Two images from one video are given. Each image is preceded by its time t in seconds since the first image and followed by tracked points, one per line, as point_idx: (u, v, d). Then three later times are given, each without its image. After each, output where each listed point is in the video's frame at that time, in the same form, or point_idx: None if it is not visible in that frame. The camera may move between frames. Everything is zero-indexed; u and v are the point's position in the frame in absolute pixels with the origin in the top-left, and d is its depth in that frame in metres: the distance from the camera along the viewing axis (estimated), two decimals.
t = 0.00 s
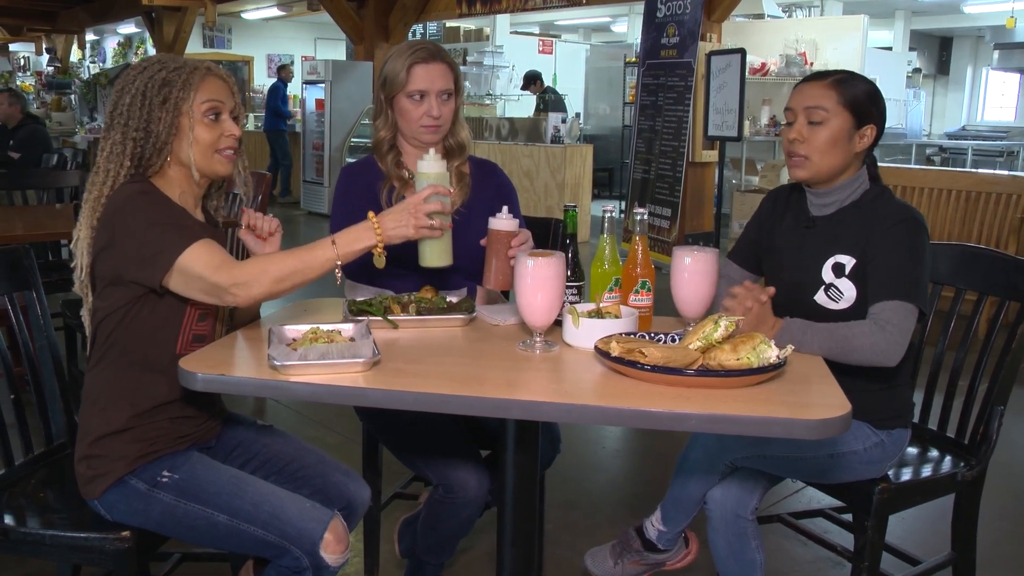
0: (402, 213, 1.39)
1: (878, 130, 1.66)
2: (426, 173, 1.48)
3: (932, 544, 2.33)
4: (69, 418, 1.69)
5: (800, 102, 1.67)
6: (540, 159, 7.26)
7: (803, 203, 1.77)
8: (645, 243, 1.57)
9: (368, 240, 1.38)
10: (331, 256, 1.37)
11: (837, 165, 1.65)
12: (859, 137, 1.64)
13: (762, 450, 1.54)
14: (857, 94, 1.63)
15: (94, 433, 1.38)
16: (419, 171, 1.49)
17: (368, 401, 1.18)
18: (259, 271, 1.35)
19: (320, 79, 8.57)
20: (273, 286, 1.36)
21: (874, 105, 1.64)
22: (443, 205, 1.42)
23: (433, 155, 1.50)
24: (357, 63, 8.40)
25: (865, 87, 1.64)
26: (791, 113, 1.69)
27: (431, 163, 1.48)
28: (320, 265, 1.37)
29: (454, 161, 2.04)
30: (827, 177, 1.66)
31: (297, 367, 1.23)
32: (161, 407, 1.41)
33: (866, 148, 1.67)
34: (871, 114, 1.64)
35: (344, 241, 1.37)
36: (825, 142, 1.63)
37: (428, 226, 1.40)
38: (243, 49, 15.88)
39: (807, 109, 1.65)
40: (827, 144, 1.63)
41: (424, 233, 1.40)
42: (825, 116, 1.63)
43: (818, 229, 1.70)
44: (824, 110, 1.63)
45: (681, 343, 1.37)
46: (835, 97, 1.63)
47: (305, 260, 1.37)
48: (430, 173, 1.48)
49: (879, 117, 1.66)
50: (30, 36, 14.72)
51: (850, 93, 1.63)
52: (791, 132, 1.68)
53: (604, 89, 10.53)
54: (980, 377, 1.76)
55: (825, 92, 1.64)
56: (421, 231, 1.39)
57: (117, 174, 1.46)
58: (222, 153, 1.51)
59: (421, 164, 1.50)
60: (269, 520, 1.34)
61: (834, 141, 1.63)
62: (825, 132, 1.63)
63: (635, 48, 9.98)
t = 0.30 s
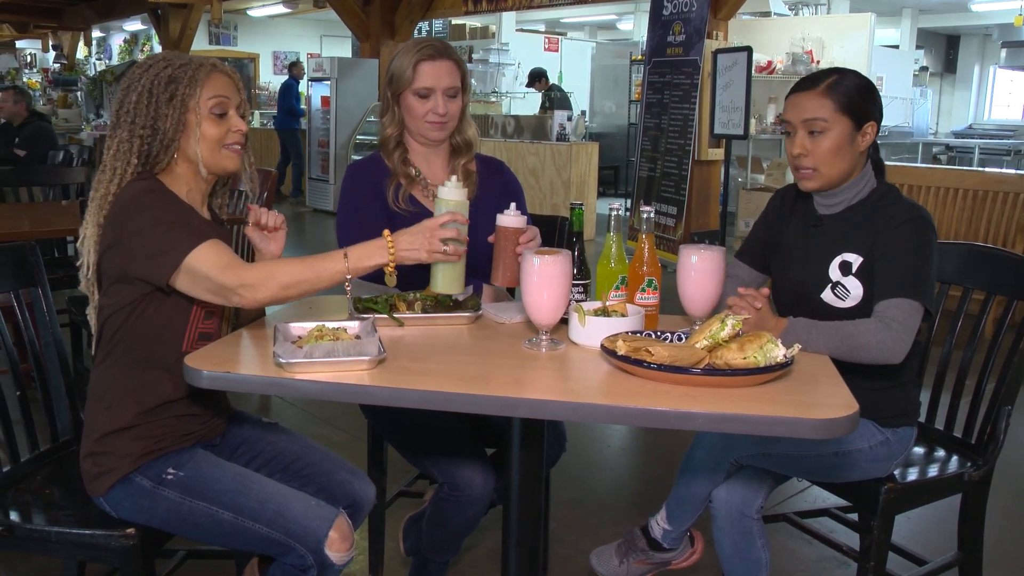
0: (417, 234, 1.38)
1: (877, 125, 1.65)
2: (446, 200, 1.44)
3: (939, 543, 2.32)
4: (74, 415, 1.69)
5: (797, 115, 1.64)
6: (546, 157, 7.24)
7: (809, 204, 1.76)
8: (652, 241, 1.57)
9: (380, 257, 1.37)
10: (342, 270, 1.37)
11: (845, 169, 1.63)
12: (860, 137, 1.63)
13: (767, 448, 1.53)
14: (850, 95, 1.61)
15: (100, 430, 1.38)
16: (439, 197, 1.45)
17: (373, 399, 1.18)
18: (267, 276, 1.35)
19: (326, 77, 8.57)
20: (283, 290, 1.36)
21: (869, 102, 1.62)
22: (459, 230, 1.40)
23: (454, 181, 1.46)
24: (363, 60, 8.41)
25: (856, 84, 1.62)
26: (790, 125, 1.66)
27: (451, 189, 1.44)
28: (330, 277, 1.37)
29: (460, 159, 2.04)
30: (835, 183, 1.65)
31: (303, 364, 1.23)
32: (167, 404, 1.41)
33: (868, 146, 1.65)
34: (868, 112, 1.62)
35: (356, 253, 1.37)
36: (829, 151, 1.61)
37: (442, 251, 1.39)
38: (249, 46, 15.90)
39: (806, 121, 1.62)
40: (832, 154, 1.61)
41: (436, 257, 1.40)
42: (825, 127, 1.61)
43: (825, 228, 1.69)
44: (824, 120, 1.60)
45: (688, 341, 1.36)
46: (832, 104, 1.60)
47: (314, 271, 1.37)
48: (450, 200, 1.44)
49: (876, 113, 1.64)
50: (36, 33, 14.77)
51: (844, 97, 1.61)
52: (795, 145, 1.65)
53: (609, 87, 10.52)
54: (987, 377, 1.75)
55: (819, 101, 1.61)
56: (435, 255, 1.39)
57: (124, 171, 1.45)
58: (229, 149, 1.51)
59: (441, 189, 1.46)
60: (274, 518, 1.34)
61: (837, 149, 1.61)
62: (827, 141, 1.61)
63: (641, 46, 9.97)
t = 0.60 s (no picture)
0: (429, 260, 1.35)
1: (885, 126, 1.64)
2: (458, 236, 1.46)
3: (939, 541, 2.32)
4: (74, 410, 1.69)
5: (808, 100, 1.65)
6: (545, 153, 7.23)
7: (811, 201, 1.76)
8: (652, 237, 1.57)
9: (391, 278, 1.37)
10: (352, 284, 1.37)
11: (846, 162, 1.63)
12: (865, 134, 1.63)
13: (768, 445, 1.53)
14: (862, 90, 1.62)
15: (101, 426, 1.38)
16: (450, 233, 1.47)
17: (373, 395, 1.18)
18: (275, 275, 1.36)
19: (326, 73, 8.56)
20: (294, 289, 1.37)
21: (881, 101, 1.62)
22: (472, 263, 1.37)
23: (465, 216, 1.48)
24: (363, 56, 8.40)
25: (872, 83, 1.63)
26: (798, 110, 1.67)
27: (462, 225, 1.46)
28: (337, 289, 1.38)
29: (460, 155, 2.03)
30: (836, 172, 1.65)
31: (303, 360, 1.23)
32: (168, 400, 1.41)
33: (873, 146, 1.65)
34: (878, 111, 1.62)
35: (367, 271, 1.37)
36: (832, 139, 1.61)
37: (452, 283, 1.36)
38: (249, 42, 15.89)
39: (813, 106, 1.64)
40: (833, 142, 1.62)
41: (446, 289, 1.36)
42: (833, 113, 1.61)
43: (827, 226, 1.68)
44: (832, 107, 1.61)
45: (688, 338, 1.36)
46: (843, 94, 1.61)
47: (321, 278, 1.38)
48: (461, 236, 1.45)
49: (887, 114, 1.64)
50: (36, 29, 14.75)
51: (856, 90, 1.61)
52: (800, 129, 1.66)
53: (610, 84, 10.51)
54: (988, 374, 1.75)
55: (832, 89, 1.63)
56: (444, 285, 1.36)
57: (126, 168, 1.45)
58: (230, 144, 1.51)
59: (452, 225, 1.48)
60: (274, 514, 1.34)
61: (841, 137, 1.61)
62: (832, 128, 1.62)
63: (642, 43, 9.96)
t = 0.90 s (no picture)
0: (428, 277, 1.34)
1: (884, 128, 1.65)
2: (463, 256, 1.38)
3: (936, 543, 2.32)
4: (71, 411, 1.69)
5: (806, 107, 1.65)
6: (544, 155, 7.24)
7: (811, 204, 1.76)
8: (650, 240, 1.57)
9: (389, 290, 1.36)
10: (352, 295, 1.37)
11: (847, 168, 1.63)
12: (866, 139, 1.63)
13: (765, 448, 1.53)
14: (860, 95, 1.62)
15: (99, 427, 1.38)
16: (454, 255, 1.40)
17: (371, 397, 1.18)
18: (272, 279, 1.36)
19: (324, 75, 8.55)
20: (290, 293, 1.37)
21: (879, 105, 1.63)
22: (471, 282, 1.36)
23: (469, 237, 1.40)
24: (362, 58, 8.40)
25: (870, 86, 1.63)
26: (798, 117, 1.67)
27: (468, 246, 1.38)
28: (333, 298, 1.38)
29: (457, 157, 2.04)
30: (837, 180, 1.65)
31: (301, 362, 1.23)
32: (167, 401, 1.41)
33: (874, 149, 1.66)
34: (877, 115, 1.63)
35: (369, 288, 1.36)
36: (833, 147, 1.62)
37: (450, 301, 1.34)
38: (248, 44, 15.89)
39: (813, 114, 1.64)
40: (836, 150, 1.62)
41: (442, 306, 1.34)
42: (832, 121, 1.62)
43: (827, 230, 1.69)
44: (831, 114, 1.62)
45: (686, 340, 1.36)
46: (842, 101, 1.61)
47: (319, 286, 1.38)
48: (465, 257, 1.38)
49: (885, 116, 1.65)
50: (34, 29, 14.73)
51: (854, 96, 1.62)
52: (800, 137, 1.66)
53: (608, 86, 10.52)
54: (984, 378, 1.75)
55: (830, 96, 1.63)
56: (441, 303, 1.34)
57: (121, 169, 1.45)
58: (226, 143, 1.51)
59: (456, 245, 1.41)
60: (272, 515, 1.33)
61: (842, 145, 1.61)
62: (833, 137, 1.61)
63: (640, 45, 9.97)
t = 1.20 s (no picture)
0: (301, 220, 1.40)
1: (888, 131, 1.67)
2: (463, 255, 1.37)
3: (935, 543, 2.33)
4: (71, 409, 1.68)
5: (819, 104, 1.64)
6: (543, 154, 7.24)
7: (810, 203, 1.76)
8: (649, 239, 1.57)
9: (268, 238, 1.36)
10: (234, 269, 1.34)
11: (855, 168, 1.64)
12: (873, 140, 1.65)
13: (763, 449, 1.53)
14: (872, 94, 1.63)
15: (96, 426, 1.38)
16: (453, 254, 1.38)
17: (370, 395, 1.18)
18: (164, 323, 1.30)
19: (324, 73, 8.55)
20: (190, 317, 1.32)
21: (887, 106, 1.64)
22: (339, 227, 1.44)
23: (468, 235, 1.39)
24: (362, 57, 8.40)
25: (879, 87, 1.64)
26: (809, 113, 1.66)
27: (467, 245, 1.37)
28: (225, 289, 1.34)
29: (456, 156, 2.03)
30: (843, 179, 1.65)
31: (300, 360, 1.23)
32: (165, 399, 1.42)
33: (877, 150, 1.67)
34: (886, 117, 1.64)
35: (248, 249, 1.35)
36: (844, 146, 1.62)
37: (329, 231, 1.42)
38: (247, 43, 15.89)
39: (826, 111, 1.63)
40: (847, 150, 1.62)
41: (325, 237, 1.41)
42: (847, 119, 1.61)
43: (826, 229, 1.69)
44: (847, 112, 1.61)
45: (685, 339, 1.36)
46: (856, 99, 1.62)
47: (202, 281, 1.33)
48: (465, 257, 1.37)
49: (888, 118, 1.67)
50: (33, 28, 14.71)
51: (867, 95, 1.62)
52: (812, 134, 1.65)
53: (608, 85, 10.52)
54: (983, 377, 1.76)
55: (843, 93, 1.62)
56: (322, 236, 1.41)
57: (107, 163, 1.45)
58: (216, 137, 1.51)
59: (455, 245, 1.39)
60: (270, 514, 1.34)
61: (854, 144, 1.62)
62: (847, 135, 1.62)
63: (640, 44, 9.97)
